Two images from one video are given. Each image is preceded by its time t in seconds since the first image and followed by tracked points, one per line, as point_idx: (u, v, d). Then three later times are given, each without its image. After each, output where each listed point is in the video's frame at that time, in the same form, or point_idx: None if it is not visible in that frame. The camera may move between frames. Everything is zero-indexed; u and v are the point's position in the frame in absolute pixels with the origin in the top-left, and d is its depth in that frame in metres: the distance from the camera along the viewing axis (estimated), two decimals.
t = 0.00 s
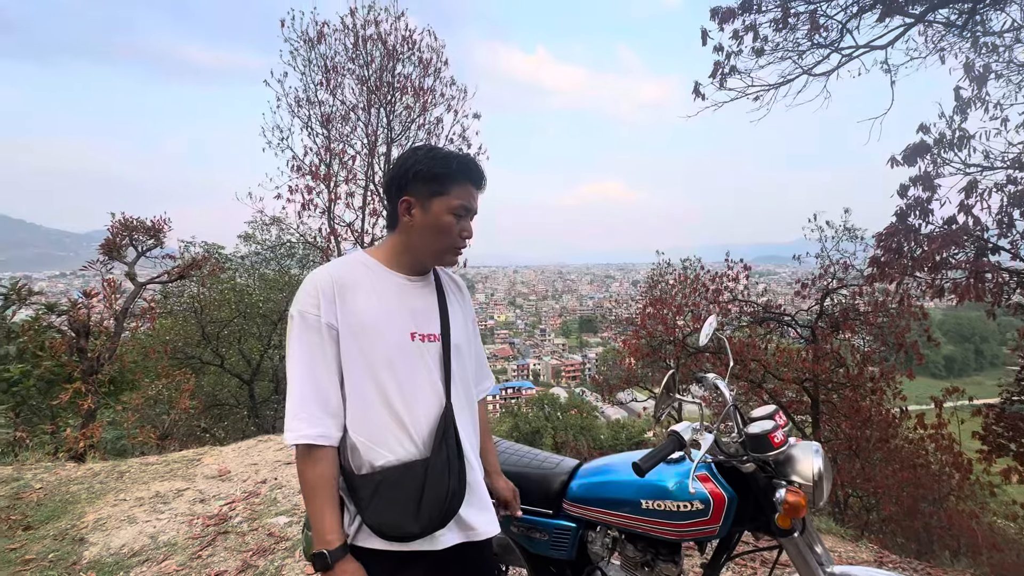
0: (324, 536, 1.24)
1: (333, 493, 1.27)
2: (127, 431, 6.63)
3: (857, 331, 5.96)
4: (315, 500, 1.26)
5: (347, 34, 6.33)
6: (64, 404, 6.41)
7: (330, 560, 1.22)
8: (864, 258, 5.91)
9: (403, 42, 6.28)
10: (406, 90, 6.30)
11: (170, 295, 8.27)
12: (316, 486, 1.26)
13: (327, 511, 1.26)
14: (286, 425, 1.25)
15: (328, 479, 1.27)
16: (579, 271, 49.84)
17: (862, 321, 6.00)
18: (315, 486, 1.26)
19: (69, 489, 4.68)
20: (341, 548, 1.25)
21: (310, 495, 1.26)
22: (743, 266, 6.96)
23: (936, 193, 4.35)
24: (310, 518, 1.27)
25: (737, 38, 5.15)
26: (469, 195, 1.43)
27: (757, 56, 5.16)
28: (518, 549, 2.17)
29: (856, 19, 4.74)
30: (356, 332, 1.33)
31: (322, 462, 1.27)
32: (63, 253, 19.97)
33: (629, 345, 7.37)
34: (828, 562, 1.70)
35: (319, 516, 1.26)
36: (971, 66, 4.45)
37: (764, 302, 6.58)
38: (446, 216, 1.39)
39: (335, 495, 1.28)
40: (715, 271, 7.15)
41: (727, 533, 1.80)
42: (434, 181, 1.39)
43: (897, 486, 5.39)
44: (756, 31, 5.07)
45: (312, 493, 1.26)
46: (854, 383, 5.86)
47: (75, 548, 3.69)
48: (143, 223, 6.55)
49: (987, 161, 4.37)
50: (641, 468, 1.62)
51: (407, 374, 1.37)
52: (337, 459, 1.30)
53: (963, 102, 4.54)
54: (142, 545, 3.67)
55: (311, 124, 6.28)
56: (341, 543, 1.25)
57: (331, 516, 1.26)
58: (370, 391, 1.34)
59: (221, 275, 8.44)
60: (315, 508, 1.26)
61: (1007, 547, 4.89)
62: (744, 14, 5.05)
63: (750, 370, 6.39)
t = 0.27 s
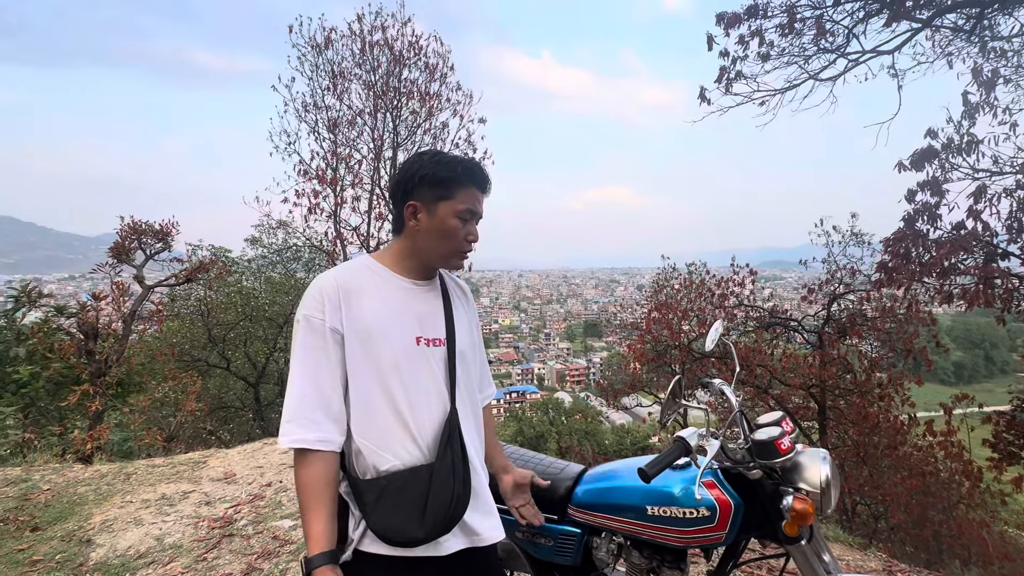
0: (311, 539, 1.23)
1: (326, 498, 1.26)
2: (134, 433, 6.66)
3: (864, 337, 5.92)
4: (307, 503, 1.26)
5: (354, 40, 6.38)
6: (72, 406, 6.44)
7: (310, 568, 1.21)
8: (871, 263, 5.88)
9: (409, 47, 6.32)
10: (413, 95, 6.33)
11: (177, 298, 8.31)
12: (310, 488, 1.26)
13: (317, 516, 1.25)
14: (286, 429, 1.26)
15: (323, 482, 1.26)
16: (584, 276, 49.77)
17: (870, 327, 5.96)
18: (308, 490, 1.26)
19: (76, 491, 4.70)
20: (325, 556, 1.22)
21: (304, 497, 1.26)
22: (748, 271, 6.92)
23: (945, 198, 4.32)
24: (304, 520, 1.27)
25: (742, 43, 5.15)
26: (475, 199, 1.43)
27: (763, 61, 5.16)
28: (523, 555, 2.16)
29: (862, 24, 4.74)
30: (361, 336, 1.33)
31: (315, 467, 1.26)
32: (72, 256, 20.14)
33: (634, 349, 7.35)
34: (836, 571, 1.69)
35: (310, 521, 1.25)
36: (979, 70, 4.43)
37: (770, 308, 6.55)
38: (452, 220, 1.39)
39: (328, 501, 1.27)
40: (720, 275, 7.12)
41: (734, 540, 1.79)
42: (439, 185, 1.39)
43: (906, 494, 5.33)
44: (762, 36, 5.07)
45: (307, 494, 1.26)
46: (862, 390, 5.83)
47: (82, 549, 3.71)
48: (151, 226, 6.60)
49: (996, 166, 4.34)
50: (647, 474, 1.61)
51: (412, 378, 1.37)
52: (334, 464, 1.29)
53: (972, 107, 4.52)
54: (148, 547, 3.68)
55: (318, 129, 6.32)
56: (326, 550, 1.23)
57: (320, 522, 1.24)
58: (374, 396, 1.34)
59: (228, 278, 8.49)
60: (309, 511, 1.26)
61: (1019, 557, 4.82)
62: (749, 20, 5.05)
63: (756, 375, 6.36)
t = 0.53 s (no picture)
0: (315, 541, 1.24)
1: (328, 499, 1.26)
2: (138, 434, 6.68)
3: (870, 340, 5.89)
4: (310, 504, 1.26)
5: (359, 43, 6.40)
6: (77, 407, 6.47)
7: (314, 568, 1.21)
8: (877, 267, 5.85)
9: (413, 50, 6.34)
10: (417, 98, 6.35)
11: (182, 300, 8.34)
12: (312, 490, 1.26)
13: (319, 517, 1.25)
14: (287, 431, 1.26)
15: (325, 484, 1.27)
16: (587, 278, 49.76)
17: (875, 330, 5.91)
18: (311, 491, 1.26)
19: (81, 491, 4.72)
20: (329, 556, 1.22)
21: (307, 498, 1.27)
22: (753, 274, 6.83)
23: (951, 201, 4.29)
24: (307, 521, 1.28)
25: (746, 45, 5.15)
26: (479, 201, 1.43)
27: (767, 64, 5.15)
28: (527, 559, 2.16)
29: (867, 27, 4.72)
30: (363, 338, 1.33)
31: (317, 468, 1.27)
32: (79, 258, 20.28)
33: (637, 352, 7.34)
34: None
35: (312, 521, 1.25)
36: (985, 73, 4.41)
37: (775, 311, 6.53)
38: (456, 223, 1.39)
39: (330, 502, 1.27)
40: (724, 278, 7.09)
41: (738, 544, 1.78)
42: (444, 187, 1.39)
43: (912, 499, 5.26)
44: (766, 38, 5.06)
45: (309, 496, 1.26)
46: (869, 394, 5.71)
47: (86, 549, 3.72)
48: (157, 228, 6.63)
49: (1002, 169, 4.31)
50: (651, 477, 1.61)
51: (414, 381, 1.37)
52: (337, 466, 1.29)
53: (978, 110, 4.49)
54: (152, 548, 3.69)
55: (323, 131, 6.34)
56: (330, 550, 1.23)
57: (323, 523, 1.25)
58: (377, 398, 1.34)
59: (233, 280, 8.52)
60: (311, 512, 1.26)
61: None
62: (754, 22, 5.05)
63: (760, 379, 6.33)
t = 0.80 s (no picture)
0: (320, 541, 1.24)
1: (332, 500, 1.27)
2: (141, 434, 6.69)
3: (873, 342, 5.86)
4: (315, 506, 1.26)
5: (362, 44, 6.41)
6: (81, 407, 6.49)
7: (320, 570, 1.22)
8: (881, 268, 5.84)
9: (416, 51, 6.35)
10: (419, 99, 6.35)
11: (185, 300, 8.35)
12: (316, 492, 1.26)
13: (325, 518, 1.25)
14: (289, 432, 1.26)
15: (329, 485, 1.27)
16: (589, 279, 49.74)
17: (879, 332, 5.87)
18: (315, 493, 1.26)
19: (84, 491, 4.72)
20: (335, 557, 1.23)
21: (311, 500, 1.27)
22: (756, 275, 6.70)
23: (955, 203, 4.27)
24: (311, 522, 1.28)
25: (749, 46, 5.14)
26: (476, 201, 1.42)
27: (770, 65, 5.14)
28: (529, 560, 2.15)
29: (870, 28, 4.71)
30: (364, 339, 1.33)
31: (321, 470, 1.27)
32: (84, 258, 20.37)
33: (640, 353, 7.32)
34: None
35: (317, 521, 1.26)
36: (989, 74, 4.39)
37: (777, 312, 6.52)
38: (454, 223, 1.38)
39: (335, 503, 1.27)
40: (727, 279, 7.07)
41: (741, 547, 1.77)
42: (442, 187, 1.38)
43: (916, 501, 5.21)
44: (769, 39, 5.05)
45: (314, 497, 1.26)
46: (872, 396, 5.70)
47: (89, 549, 3.72)
48: (160, 229, 6.65)
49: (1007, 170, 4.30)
50: (654, 479, 1.60)
51: (416, 382, 1.36)
52: (340, 467, 1.29)
53: (982, 111, 4.48)
54: (155, 548, 3.69)
55: (326, 132, 6.35)
56: (335, 551, 1.24)
57: (328, 524, 1.25)
58: (378, 399, 1.33)
59: (236, 280, 8.54)
60: (315, 513, 1.26)
61: None
62: (756, 24, 5.05)
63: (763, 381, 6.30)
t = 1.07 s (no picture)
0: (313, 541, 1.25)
1: (327, 502, 1.26)
2: (142, 433, 6.69)
3: (875, 342, 5.85)
4: (310, 506, 1.26)
5: (363, 44, 6.41)
6: (82, 406, 6.49)
7: (312, 570, 1.23)
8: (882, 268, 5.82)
9: (417, 51, 6.34)
10: (420, 99, 6.35)
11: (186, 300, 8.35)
12: (312, 492, 1.26)
13: (319, 520, 1.25)
14: (287, 430, 1.25)
15: (325, 486, 1.27)
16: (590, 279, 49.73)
17: (880, 332, 5.86)
18: (311, 493, 1.26)
19: (85, 490, 4.72)
20: (327, 558, 1.24)
21: (307, 500, 1.27)
22: (756, 275, 6.72)
23: (957, 202, 4.26)
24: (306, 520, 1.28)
25: (751, 45, 5.13)
26: (436, 184, 1.39)
27: (772, 64, 5.13)
28: (529, 560, 2.14)
29: (872, 27, 4.70)
30: (362, 337, 1.32)
31: (318, 470, 1.26)
32: (85, 258, 20.39)
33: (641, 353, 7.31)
34: None
35: (311, 521, 1.26)
36: (992, 73, 4.38)
37: (779, 312, 6.51)
38: (412, 208, 1.39)
39: (330, 504, 1.27)
40: (728, 279, 7.05)
41: (742, 547, 1.77)
42: (405, 177, 1.42)
43: (918, 501, 5.19)
44: (771, 38, 5.04)
45: (309, 497, 1.26)
46: (872, 397, 5.69)
47: (90, 548, 3.72)
48: (161, 228, 6.64)
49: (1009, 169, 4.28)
50: (654, 479, 1.59)
51: (415, 380, 1.36)
52: (337, 467, 1.28)
53: (984, 110, 4.46)
54: (155, 547, 3.69)
55: (327, 132, 6.35)
56: (328, 552, 1.25)
57: (322, 526, 1.26)
58: (377, 397, 1.33)
59: (237, 280, 8.54)
60: (311, 512, 1.26)
61: None
62: (758, 23, 5.04)
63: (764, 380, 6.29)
